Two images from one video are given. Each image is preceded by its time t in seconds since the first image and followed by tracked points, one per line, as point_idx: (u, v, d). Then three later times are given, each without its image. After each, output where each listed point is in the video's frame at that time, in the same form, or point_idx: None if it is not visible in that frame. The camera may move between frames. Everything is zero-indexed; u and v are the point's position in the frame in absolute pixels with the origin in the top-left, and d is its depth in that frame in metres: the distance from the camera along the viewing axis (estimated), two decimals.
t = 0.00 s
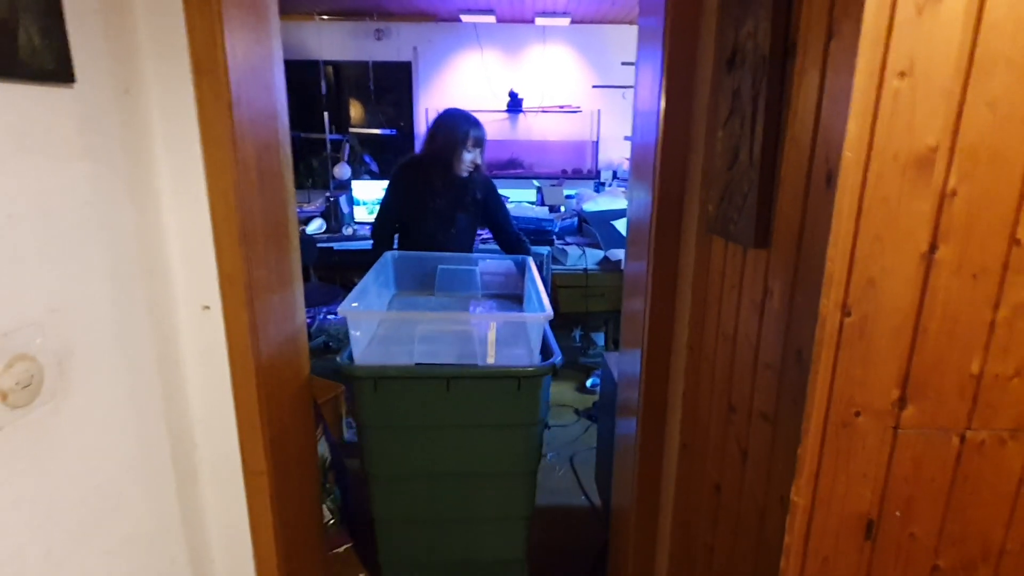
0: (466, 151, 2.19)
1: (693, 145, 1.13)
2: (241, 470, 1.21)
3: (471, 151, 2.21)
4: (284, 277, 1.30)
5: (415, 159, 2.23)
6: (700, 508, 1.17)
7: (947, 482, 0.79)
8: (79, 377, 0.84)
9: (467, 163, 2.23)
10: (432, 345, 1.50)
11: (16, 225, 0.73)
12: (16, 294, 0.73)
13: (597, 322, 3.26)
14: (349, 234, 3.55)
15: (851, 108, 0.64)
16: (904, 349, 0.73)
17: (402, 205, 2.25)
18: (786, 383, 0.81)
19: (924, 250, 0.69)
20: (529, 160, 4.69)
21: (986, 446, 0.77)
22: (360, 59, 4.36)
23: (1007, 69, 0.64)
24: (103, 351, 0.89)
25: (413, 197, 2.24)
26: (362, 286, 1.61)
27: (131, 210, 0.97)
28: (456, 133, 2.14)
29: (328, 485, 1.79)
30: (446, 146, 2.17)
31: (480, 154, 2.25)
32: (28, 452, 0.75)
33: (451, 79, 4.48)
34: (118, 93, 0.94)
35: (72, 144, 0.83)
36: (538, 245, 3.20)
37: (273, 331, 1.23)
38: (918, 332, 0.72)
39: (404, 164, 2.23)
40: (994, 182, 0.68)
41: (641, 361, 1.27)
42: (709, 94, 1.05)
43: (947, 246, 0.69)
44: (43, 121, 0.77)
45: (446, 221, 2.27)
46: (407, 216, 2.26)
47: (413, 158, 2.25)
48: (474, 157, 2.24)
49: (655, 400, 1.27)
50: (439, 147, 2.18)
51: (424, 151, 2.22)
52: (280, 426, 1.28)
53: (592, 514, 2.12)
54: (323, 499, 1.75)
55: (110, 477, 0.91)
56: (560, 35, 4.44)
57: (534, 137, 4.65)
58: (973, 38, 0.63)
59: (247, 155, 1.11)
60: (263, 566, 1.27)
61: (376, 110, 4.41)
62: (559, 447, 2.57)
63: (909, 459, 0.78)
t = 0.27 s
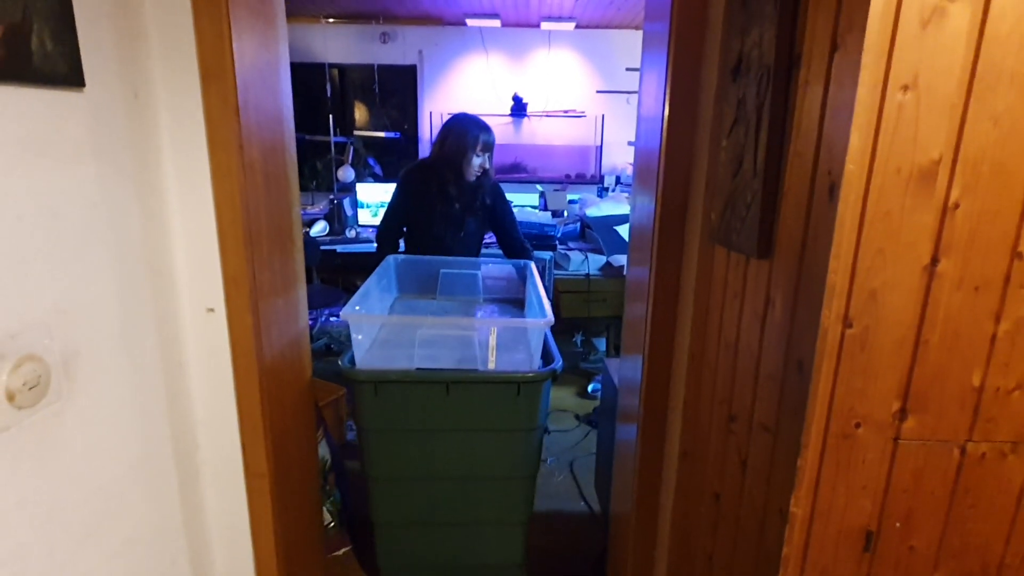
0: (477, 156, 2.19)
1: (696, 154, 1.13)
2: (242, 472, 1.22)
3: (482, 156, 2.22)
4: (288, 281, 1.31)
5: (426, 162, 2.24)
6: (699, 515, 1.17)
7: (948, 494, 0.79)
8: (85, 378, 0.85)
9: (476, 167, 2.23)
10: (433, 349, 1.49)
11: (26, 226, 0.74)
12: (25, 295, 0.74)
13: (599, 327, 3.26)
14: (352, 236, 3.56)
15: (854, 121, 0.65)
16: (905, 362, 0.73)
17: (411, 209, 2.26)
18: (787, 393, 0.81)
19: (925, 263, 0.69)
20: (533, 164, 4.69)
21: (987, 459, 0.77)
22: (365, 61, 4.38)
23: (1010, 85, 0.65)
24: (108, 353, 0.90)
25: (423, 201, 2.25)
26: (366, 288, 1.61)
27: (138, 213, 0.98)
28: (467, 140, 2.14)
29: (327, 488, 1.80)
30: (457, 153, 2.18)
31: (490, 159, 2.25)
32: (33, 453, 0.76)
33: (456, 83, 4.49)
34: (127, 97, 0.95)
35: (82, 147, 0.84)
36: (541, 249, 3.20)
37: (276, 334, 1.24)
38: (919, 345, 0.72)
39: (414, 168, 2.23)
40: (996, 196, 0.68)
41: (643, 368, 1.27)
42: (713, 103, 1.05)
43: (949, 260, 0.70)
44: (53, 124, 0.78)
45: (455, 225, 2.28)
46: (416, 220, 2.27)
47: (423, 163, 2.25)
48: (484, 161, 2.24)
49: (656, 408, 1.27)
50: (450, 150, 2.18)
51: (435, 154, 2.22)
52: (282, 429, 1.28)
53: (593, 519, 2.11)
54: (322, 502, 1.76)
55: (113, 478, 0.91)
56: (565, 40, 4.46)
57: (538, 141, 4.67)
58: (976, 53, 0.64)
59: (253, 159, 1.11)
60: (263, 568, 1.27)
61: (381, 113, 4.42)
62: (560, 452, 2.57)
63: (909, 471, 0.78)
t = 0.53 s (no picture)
0: (474, 158, 2.20)
1: (699, 157, 1.13)
2: (242, 474, 1.21)
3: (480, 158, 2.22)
4: (289, 282, 1.31)
5: (426, 164, 2.25)
6: (700, 521, 1.16)
7: (950, 502, 0.79)
8: (86, 379, 0.85)
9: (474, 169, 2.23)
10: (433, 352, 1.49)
11: (28, 226, 0.74)
12: (27, 294, 0.74)
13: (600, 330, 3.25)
14: (354, 237, 3.56)
15: (857, 127, 0.64)
16: (908, 369, 0.73)
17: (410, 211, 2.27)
18: (788, 399, 0.80)
19: (929, 269, 0.69)
20: (534, 166, 4.74)
21: (990, 467, 0.77)
22: (367, 63, 4.39)
23: (1015, 91, 0.65)
24: (109, 354, 0.90)
25: (422, 203, 2.26)
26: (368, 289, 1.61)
27: (139, 214, 0.97)
28: (466, 142, 2.15)
29: (328, 489, 1.81)
30: (456, 154, 2.18)
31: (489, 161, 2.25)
32: (33, 454, 0.76)
33: (459, 85, 4.50)
34: (130, 98, 0.95)
35: (84, 148, 0.84)
36: (542, 252, 3.20)
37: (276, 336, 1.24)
38: (922, 352, 0.72)
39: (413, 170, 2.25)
40: (1000, 204, 0.68)
41: (644, 371, 1.27)
42: (716, 107, 1.05)
43: (953, 266, 0.69)
44: (56, 125, 0.78)
45: (455, 229, 2.27)
46: (416, 223, 2.28)
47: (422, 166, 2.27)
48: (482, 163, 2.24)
49: (657, 412, 1.27)
50: (449, 152, 2.18)
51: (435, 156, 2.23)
52: (282, 430, 1.28)
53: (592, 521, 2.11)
54: (323, 502, 1.77)
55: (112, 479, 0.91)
56: (567, 43, 4.46)
57: (540, 143, 4.68)
58: (980, 59, 0.64)
59: (255, 161, 1.11)
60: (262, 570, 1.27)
61: (383, 115, 4.44)
62: (560, 454, 2.56)
63: (912, 478, 0.78)
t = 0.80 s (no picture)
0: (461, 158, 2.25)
1: (700, 162, 1.13)
2: (241, 477, 1.21)
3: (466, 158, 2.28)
4: (290, 284, 1.31)
5: (413, 167, 2.26)
6: (699, 526, 1.16)
7: (950, 509, 0.79)
8: (86, 381, 0.85)
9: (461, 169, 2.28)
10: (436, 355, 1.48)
11: (29, 228, 0.74)
12: (28, 297, 0.74)
13: (600, 333, 3.25)
14: (354, 239, 3.56)
15: (860, 134, 0.64)
16: (909, 376, 0.73)
17: (400, 214, 2.26)
18: (789, 405, 0.80)
19: (930, 277, 0.69)
20: (535, 169, 4.72)
21: (991, 475, 0.77)
22: (369, 65, 4.41)
23: (1018, 99, 0.65)
24: (109, 356, 0.90)
25: (411, 205, 2.26)
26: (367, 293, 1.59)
27: (140, 216, 0.97)
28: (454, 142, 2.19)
29: (328, 491, 1.81)
30: (444, 153, 2.22)
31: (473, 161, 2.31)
32: (33, 456, 0.75)
33: (460, 87, 4.52)
34: (132, 99, 0.95)
35: (86, 150, 0.84)
36: (543, 254, 3.20)
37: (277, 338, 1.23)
38: (924, 360, 0.72)
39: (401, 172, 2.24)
40: (1002, 211, 0.67)
41: (644, 375, 1.27)
42: (717, 112, 1.05)
43: (955, 273, 0.69)
44: (59, 127, 0.78)
45: (446, 230, 2.29)
46: (406, 226, 2.26)
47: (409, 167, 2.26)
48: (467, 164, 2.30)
49: (657, 417, 1.27)
50: (437, 152, 2.22)
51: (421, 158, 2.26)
52: (281, 433, 1.28)
53: (591, 526, 2.10)
54: (322, 504, 1.78)
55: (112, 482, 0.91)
56: (569, 46, 4.47)
57: (540, 146, 4.68)
58: (983, 67, 0.64)
59: (256, 163, 1.11)
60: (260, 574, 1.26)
61: (385, 116, 4.42)
62: (559, 458, 2.56)
63: (912, 486, 0.77)
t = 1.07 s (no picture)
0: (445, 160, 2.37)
1: (704, 167, 1.13)
2: (244, 480, 1.21)
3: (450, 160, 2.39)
4: (293, 287, 1.31)
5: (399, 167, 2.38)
6: (703, 531, 1.16)
7: (955, 518, 0.78)
8: (89, 384, 0.85)
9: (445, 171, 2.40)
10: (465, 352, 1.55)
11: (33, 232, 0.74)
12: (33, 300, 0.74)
13: (603, 337, 3.24)
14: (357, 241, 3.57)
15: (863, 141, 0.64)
16: (914, 384, 0.72)
17: (388, 218, 2.36)
18: (793, 412, 0.80)
19: (936, 284, 0.69)
20: (538, 172, 4.71)
21: (996, 483, 0.77)
22: (370, 67, 4.41)
23: None
24: (112, 359, 0.90)
25: (398, 208, 2.37)
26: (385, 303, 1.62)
27: (144, 220, 0.98)
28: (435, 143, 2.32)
29: (330, 495, 1.80)
30: (428, 154, 2.34)
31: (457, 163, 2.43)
32: (36, 459, 0.76)
33: (462, 90, 4.55)
34: (136, 104, 0.95)
35: (91, 154, 0.84)
36: (545, 258, 3.20)
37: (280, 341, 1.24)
38: (929, 367, 0.72)
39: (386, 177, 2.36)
40: (1007, 219, 0.67)
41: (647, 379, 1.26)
42: (721, 118, 1.05)
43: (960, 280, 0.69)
44: (64, 131, 0.79)
45: (433, 231, 2.42)
46: (394, 228, 2.37)
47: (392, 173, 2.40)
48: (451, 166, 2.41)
49: (661, 422, 1.27)
50: (422, 154, 2.34)
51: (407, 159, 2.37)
52: (284, 436, 1.28)
53: (596, 533, 2.08)
54: (323, 508, 1.77)
55: (114, 485, 0.91)
56: (572, 50, 4.48)
57: (543, 149, 4.69)
58: (989, 75, 0.64)
59: (261, 167, 1.11)
60: None
61: (388, 118, 4.43)
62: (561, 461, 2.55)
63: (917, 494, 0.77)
